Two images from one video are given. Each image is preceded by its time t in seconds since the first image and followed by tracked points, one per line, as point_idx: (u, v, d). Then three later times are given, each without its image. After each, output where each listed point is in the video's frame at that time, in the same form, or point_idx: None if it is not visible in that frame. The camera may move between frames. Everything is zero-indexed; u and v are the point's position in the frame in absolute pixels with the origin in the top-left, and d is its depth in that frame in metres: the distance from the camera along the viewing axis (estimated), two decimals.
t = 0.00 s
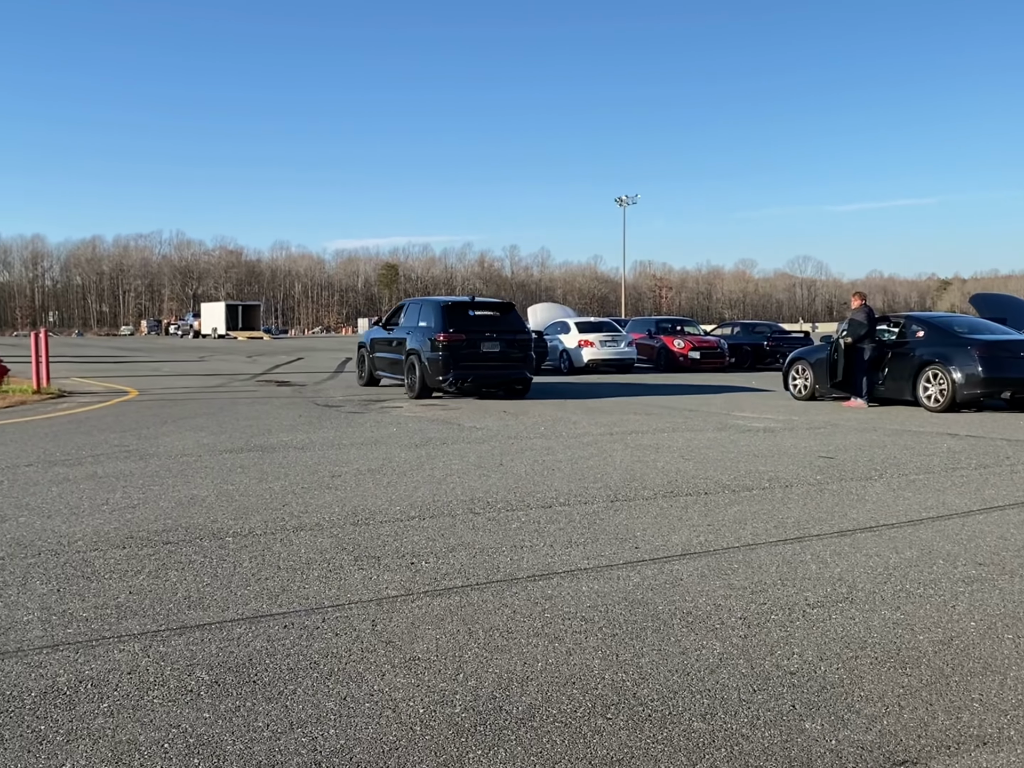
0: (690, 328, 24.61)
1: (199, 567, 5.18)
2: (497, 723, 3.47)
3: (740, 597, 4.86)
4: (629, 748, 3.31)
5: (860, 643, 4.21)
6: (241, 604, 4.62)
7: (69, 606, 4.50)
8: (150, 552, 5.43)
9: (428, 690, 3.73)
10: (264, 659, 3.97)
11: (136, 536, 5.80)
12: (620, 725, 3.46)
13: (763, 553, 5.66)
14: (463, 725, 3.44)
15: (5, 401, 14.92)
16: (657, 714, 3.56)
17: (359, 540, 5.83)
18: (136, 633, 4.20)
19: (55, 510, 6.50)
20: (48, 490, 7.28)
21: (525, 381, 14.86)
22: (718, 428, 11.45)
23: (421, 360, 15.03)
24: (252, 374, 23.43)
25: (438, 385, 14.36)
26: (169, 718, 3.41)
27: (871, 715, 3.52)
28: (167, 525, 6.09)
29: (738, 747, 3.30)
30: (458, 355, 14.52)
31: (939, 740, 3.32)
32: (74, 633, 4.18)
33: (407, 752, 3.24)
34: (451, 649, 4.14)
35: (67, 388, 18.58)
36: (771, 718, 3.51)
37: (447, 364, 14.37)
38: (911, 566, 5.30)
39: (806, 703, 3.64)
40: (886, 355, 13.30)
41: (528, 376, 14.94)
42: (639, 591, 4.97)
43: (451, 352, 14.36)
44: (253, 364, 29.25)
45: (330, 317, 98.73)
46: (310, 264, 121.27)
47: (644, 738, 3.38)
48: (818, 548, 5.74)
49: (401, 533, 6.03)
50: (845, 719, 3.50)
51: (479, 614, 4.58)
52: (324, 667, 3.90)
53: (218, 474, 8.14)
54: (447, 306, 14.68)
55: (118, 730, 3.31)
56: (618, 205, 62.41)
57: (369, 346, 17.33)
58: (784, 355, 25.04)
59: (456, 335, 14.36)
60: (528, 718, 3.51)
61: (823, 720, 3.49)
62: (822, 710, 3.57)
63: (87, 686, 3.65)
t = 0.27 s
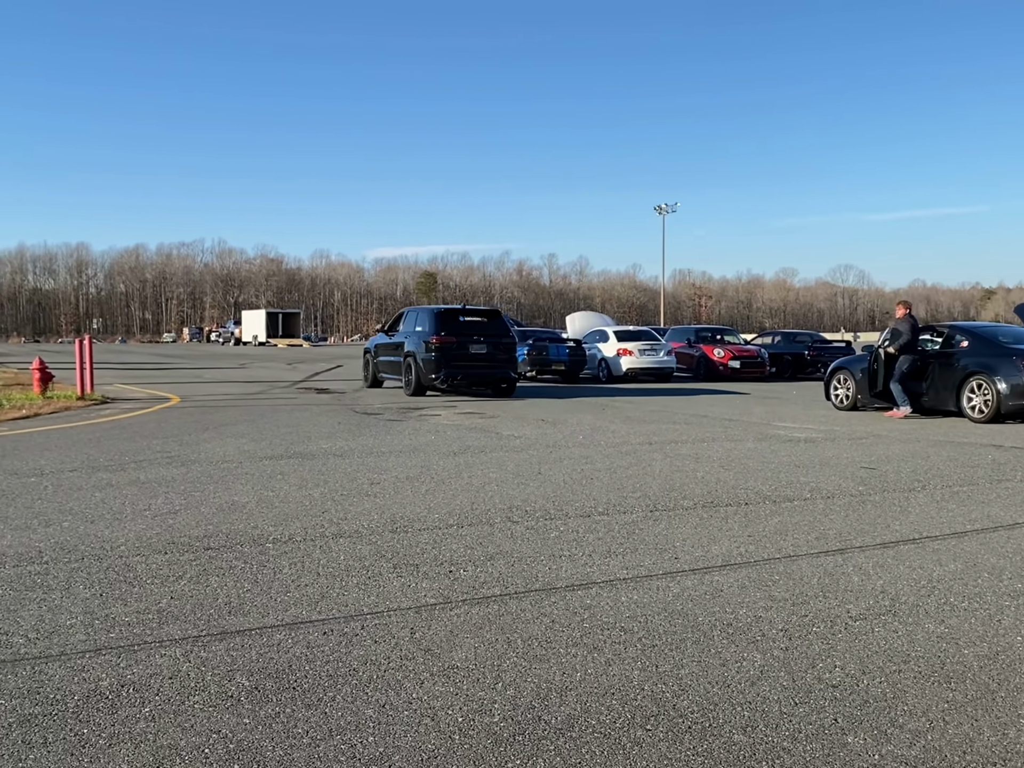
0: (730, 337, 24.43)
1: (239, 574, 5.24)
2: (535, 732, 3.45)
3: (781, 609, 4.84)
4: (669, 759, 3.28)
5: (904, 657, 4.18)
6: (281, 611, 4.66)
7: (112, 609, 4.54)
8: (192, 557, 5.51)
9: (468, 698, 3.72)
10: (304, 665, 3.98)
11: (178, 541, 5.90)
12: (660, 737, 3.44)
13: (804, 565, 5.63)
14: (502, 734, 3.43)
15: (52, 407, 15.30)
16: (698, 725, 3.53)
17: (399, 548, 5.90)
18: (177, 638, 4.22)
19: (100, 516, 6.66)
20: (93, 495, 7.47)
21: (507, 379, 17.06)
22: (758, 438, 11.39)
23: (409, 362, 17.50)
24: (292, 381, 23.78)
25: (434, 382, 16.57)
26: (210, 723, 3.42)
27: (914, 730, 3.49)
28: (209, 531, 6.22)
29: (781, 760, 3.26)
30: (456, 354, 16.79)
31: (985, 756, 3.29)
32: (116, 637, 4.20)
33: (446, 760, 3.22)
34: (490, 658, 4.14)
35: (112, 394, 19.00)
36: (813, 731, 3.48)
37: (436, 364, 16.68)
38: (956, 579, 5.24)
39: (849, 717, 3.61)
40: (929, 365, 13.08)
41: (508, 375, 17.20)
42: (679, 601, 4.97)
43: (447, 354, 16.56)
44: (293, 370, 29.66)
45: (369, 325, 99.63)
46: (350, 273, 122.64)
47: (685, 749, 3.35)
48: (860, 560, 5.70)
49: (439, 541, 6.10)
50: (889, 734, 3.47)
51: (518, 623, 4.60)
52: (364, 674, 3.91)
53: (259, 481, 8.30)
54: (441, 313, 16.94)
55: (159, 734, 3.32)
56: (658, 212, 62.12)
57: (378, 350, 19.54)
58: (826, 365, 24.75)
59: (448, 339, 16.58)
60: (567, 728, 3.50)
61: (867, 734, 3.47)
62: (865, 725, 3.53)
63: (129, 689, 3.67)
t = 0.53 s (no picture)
0: (762, 342, 24.24)
1: (272, 577, 5.29)
2: (567, 739, 3.46)
3: (814, 616, 4.83)
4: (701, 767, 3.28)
5: (938, 666, 4.16)
6: (314, 614, 4.70)
7: (147, 612, 4.58)
8: (225, 560, 5.60)
9: (499, 704, 3.74)
10: (336, 669, 4.02)
11: (212, 544, 6.02)
12: (692, 745, 3.44)
13: (837, 573, 5.59)
14: (533, 740, 3.44)
15: (88, 410, 15.60)
16: (729, 734, 3.53)
17: (430, 553, 5.94)
18: (210, 641, 4.26)
19: (135, 518, 6.81)
20: (130, 498, 7.64)
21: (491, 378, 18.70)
22: (790, 445, 11.33)
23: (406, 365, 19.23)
24: (324, 385, 24.05)
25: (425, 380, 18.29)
26: (243, 726, 3.45)
27: (948, 741, 3.47)
28: (242, 534, 6.34)
29: None
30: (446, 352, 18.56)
31: None
32: (150, 639, 4.25)
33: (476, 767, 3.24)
34: (521, 664, 4.16)
35: (148, 397, 19.37)
36: (846, 741, 3.47)
37: (427, 365, 18.35)
38: (991, 588, 5.19)
39: (881, 726, 3.59)
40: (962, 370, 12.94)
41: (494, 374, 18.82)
42: (712, 608, 4.97)
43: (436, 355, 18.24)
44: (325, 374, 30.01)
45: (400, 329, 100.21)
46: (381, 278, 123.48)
47: (718, 758, 3.35)
48: (892, 568, 5.66)
49: (470, 546, 6.14)
50: (922, 744, 3.45)
51: (549, 629, 4.62)
52: (394, 679, 3.94)
53: (291, 484, 8.43)
54: (432, 320, 18.64)
55: (192, 737, 3.35)
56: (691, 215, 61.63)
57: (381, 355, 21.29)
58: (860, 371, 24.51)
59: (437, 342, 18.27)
60: (598, 735, 3.50)
61: (900, 744, 3.45)
62: (899, 735, 3.52)
63: (163, 692, 3.71)
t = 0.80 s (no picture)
0: (788, 348, 24.06)
1: (296, 579, 5.28)
2: (590, 744, 3.23)
3: (841, 623, 4.58)
4: None
5: (967, 674, 3.91)
6: (337, 617, 4.57)
7: (173, 614, 4.56)
8: (250, 562, 5.62)
9: (522, 708, 3.51)
10: (359, 671, 3.84)
11: (237, 547, 6.07)
12: (717, 750, 3.19)
13: (864, 578, 5.45)
14: (558, 745, 3.21)
15: (117, 412, 15.82)
16: (755, 740, 3.27)
17: (452, 555, 5.89)
18: (236, 642, 4.16)
19: (161, 520, 6.89)
20: (156, 500, 7.72)
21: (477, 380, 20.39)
22: (817, 450, 11.22)
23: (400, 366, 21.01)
24: (349, 389, 24.22)
25: (415, 381, 20.03)
26: (267, 727, 3.29)
27: (979, 749, 3.22)
28: (266, 537, 6.37)
29: None
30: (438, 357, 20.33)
31: None
32: (177, 640, 4.17)
33: None
34: (545, 667, 3.92)
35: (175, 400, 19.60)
36: (874, 748, 3.21)
37: (418, 366, 20.11)
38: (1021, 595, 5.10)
39: (910, 734, 3.33)
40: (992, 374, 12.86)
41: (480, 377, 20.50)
42: (735, 613, 4.71)
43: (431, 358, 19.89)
44: (349, 378, 30.21)
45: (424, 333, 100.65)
46: (405, 282, 124.10)
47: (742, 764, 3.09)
48: (921, 573, 5.56)
49: (494, 549, 6.08)
50: (952, 752, 3.20)
51: (573, 633, 4.37)
52: (418, 682, 3.74)
53: (315, 487, 8.48)
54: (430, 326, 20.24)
55: (217, 738, 3.21)
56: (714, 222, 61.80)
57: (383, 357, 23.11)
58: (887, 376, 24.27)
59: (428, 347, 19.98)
60: (623, 740, 3.26)
61: (929, 752, 3.19)
62: (927, 743, 3.26)
63: (189, 692, 3.58)
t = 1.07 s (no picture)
0: (808, 348, 23.92)
1: (315, 577, 5.34)
2: (609, 744, 3.25)
3: (860, 625, 4.58)
4: None
5: (988, 678, 3.90)
6: (356, 615, 4.61)
7: (193, 611, 4.62)
8: (270, 561, 5.69)
9: (540, 708, 3.53)
10: (378, 670, 3.88)
11: (257, 545, 6.14)
12: (735, 752, 3.19)
13: (883, 580, 5.43)
14: (576, 745, 3.23)
15: (137, 411, 15.98)
16: (774, 742, 3.28)
17: (471, 555, 5.93)
18: (255, 640, 4.21)
19: (181, 518, 6.99)
20: (176, 499, 7.81)
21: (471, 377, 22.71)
22: (837, 451, 11.17)
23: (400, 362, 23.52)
24: (367, 388, 24.32)
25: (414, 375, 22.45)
26: (286, 725, 3.34)
27: (1001, 753, 3.21)
28: (286, 536, 6.44)
29: None
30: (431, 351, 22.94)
31: None
32: (196, 638, 4.23)
33: None
34: (563, 668, 3.94)
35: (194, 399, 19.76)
36: (893, 751, 3.21)
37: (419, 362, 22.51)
38: None
39: (930, 737, 3.33)
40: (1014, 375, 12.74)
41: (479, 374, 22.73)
42: (754, 615, 4.71)
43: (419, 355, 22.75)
44: (367, 377, 30.33)
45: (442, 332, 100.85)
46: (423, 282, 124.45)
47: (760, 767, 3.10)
48: (941, 576, 5.53)
49: (513, 549, 6.11)
50: (972, 755, 3.19)
51: (591, 633, 4.38)
52: (436, 681, 3.78)
53: (334, 486, 8.56)
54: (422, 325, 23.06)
55: (237, 736, 3.25)
56: (733, 222, 61.60)
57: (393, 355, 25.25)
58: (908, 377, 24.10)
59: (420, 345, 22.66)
60: (641, 741, 3.27)
61: (949, 755, 3.19)
62: (947, 746, 3.25)
63: (208, 690, 3.63)
